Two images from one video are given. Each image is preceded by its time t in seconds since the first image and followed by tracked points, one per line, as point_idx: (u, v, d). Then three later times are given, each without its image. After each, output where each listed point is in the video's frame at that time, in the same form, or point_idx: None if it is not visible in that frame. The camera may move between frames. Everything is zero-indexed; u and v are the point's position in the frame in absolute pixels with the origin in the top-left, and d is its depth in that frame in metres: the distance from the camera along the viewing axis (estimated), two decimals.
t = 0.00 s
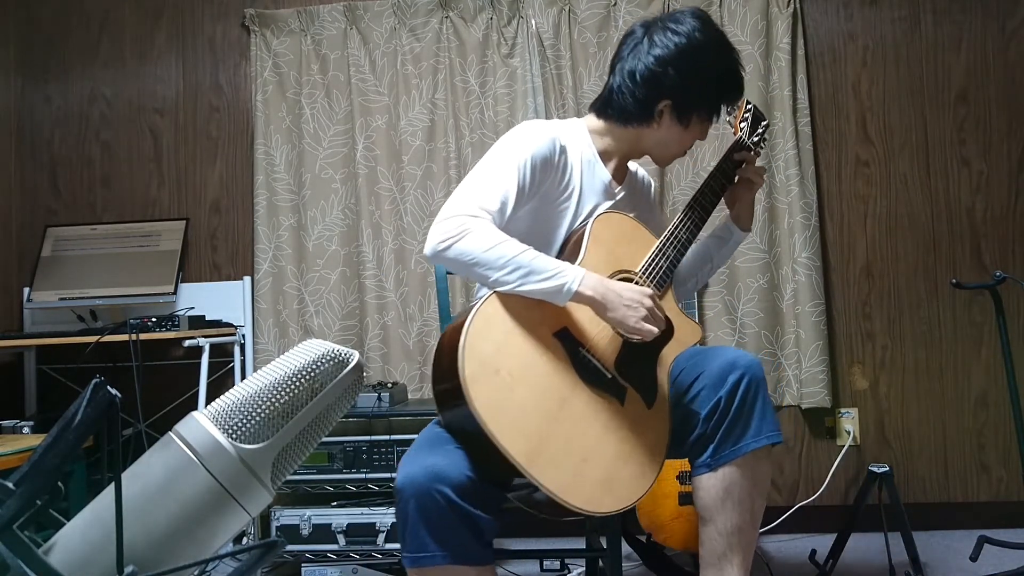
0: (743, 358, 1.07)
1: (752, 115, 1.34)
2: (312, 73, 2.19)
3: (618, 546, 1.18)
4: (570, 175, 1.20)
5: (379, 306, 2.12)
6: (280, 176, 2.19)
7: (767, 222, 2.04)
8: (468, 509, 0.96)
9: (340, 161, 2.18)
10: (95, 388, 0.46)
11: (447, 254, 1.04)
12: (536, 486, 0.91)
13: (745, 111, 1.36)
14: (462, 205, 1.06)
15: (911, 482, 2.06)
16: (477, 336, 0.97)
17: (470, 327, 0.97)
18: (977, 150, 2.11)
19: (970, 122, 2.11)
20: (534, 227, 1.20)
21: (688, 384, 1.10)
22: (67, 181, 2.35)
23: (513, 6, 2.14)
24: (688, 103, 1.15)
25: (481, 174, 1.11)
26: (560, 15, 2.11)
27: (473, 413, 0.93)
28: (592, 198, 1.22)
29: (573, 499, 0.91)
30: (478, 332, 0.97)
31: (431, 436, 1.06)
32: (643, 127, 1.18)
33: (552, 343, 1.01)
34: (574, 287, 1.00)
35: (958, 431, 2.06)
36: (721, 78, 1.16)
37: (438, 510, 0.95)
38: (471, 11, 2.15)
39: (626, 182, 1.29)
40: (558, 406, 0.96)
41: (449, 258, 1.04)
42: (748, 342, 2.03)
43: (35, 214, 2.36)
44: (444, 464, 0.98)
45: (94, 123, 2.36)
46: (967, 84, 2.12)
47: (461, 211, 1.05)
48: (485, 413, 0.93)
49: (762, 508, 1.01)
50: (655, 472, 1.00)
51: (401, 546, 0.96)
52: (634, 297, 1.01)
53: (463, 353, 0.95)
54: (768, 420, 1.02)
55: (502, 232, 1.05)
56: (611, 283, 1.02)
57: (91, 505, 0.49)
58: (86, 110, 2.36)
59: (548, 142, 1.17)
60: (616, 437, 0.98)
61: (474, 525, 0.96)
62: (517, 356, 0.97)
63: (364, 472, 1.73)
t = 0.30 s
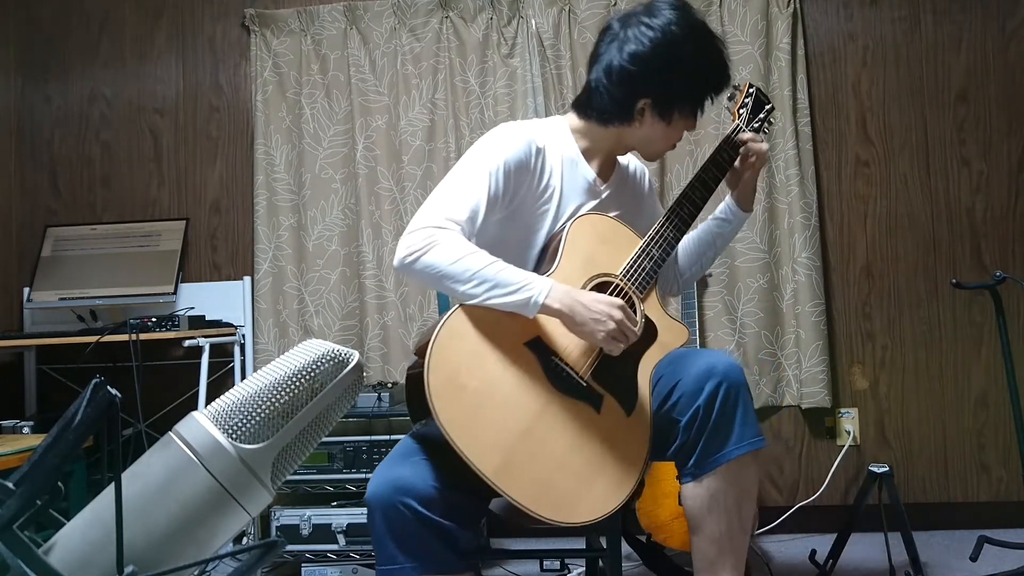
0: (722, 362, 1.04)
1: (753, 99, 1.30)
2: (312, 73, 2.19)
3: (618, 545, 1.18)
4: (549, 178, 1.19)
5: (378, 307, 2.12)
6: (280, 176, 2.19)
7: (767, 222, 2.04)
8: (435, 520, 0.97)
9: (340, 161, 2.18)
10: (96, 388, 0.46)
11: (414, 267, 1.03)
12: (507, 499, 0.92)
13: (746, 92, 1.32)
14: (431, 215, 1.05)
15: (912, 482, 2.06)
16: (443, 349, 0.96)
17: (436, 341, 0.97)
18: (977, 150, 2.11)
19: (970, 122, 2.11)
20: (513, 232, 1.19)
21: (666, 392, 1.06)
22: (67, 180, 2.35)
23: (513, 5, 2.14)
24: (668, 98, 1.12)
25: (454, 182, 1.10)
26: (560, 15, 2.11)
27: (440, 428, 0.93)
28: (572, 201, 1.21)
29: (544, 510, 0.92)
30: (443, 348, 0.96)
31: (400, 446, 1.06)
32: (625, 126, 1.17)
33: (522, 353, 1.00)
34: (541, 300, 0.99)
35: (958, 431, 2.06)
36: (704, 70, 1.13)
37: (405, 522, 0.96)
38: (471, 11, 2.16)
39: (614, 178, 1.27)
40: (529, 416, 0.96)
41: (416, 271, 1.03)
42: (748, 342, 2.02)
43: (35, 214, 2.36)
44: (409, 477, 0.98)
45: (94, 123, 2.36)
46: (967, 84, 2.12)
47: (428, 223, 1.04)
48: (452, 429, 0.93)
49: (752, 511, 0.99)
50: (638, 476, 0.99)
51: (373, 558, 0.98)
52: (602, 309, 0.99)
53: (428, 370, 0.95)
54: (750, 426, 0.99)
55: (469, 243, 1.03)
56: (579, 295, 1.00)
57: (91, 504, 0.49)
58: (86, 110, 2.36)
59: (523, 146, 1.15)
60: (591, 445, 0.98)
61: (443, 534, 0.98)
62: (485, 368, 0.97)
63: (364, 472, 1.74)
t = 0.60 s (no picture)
0: (710, 366, 1.01)
1: (753, 86, 1.30)
2: (312, 73, 2.20)
3: (618, 546, 1.18)
4: (534, 180, 1.19)
5: (378, 306, 2.11)
6: (280, 176, 2.19)
7: (767, 222, 2.04)
8: (420, 528, 0.97)
9: (340, 161, 2.18)
10: (96, 388, 0.46)
11: (398, 275, 1.03)
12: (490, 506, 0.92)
13: (747, 78, 1.31)
14: (412, 223, 1.05)
15: (912, 483, 2.06)
16: (426, 355, 0.97)
17: (418, 349, 0.97)
18: (977, 150, 2.11)
19: (970, 122, 2.11)
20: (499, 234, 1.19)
21: (655, 397, 1.04)
22: (67, 181, 2.35)
23: (513, 5, 2.14)
24: (647, 89, 1.11)
25: (437, 186, 1.10)
26: (560, 15, 2.11)
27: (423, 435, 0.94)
28: (559, 203, 1.20)
29: (528, 517, 0.92)
30: (424, 355, 0.97)
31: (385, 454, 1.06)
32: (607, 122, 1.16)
33: (508, 360, 1.00)
34: (525, 304, 0.99)
35: (958, 431, 2.06)
36: (685, 54, 1.10)
37: (390, 530, 0.96)
38: (471, 11, 2.16)
39: (605, 172, 1.27)
40: (513, 422, 0.96)
41: (401, 279, 1.03)
42: (748, 342, 2.02)
43: (35, 213, 2.36)
44: (393, 485, 0.98)
45: (95, 123, 2.36)
46: (967, 84, 2.12)
47: (410, 230, 1.04)
48: (433, 437, 0.93)
49: (747, 513, 0.98)
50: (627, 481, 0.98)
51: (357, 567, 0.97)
52: (589, 311, 0.98)
53: (410, 378, 0.95)
54: (741, 429, 0.97)
55: (453, 249, 1.03)
56: (565, 297, 0.99)
57: (91, 505, 0.49)
58: (86, 110, 2.36)
59: (507, 148, 1.15)
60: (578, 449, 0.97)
61: (427, 542, 0.98)
62: (468, 374, 0.97)
63: (364, 472, 1.74)
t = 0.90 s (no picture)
0: (699, 369, 1.00)
1: (753, 83, 1.29)
2: (312, 73, 2.20)
3: (618, 545, 1.18)
4: (522, 184, 1.19)
5: (378, 306, 2.11)
6: (280, 176, 2.19)
7: (767, 222, 2.04)
8: (408, 530, 0.97)
9: (340, 161, 2.17)
10: (96, 388, 0.46)
11: (378, 281, 1.03)
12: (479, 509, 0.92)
13: (749, 75, 1.31)
14: (392, 230, 1.05)
15: (912, 483, 2.06)
16: (412, 359, 0.97)
17: (403, 354, 0.97)
18: (977, 150, 2.11)
19: (970, 122, 2.11)
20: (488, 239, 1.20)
21: (646, 400, 1.04)
22: (68, 180, 2.35)
23: (513, 5, 2.14)
24: (641, 102, 1.11)
25: (420, 192, 1.10)
26: (560, 15, 2.11)
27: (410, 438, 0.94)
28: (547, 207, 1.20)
29: (517, 519, 0.92)
30: (409, 360, 0.97)
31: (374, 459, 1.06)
32: (598, 129, 1.16)
33: (496, 362, 1.00)
34: (505, 302, 0.99)
35: (958, 431, 2.06)
36: (682, 66, 1.10)
37: (378, 533, 0.96)
38: (471, 11, 2.16)
39: (597, 174, 1.27)
40: (502, 425, 0.96)
41: (381, 285, 1.03)
42: (748, 342, 2.02)
43: (35, 213, 2.36)
44: (380, 488, 0.98)
45: (95, 123, 2.36)
46: (966, 84, 2.12)
47: (390, 235, 1.04)
48: (420, 440, 0.93)
49: (745, 514, 0.98)
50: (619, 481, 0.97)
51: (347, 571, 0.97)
52: (568, 303, 0.99)
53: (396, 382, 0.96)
54: (732, 432, 0.96)
55: (431, 252, 1.03)
56: (545, 293, 1.00)
57: (91, 505, 0.49)
58: (86, 110, 2.36)
59: (493, 153, 1.15)
60: (570, 451, 0.97)
61: (417, 544, 0.98)
62: (456, 378, 0.98)
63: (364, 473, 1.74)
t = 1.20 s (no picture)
0: (698, 369, 1.00)
1: (751, 83, 1.29)
2: (312, 73, 2.20)
3: (618, 546, 1.18)
4: (519, 186, 1.19)
5: (378, 306, 2.11)
6: (280, 176, 2.19)
7: (767, 222, 2.04)
8: (406, 530, 0.97)
9: (340, 161, 2.17)
10: (96, 388, 0.46)
11: (374, 281, 1.03)
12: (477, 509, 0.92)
13: (745, 76, 1.31)
14: (390, 230, 1.05)
15: (912, 483, 2.06)
16: (409, 361, 0.98)
17: (401, 354, 0.98)
18: (977, 150, 2.11)
19: (970, 122, 2.11)
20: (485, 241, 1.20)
21: (645, 400, 1.04)
22: (68, 180, 2.35)
23: (514, 5, 2.14)
24: (636, 94, 1.10)
25: (418, 192, 1.10)
26: (560, 15, 2.11)
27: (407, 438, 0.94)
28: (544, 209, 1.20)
29: (515, 518, 0.91)
30: (407, 360, 0.98)
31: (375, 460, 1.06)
32: (593, 125, 1.16)
33: (493, 362, 1.01)
34: (497, 310, 0.99)
35: (958, 431, 2.06)
36: (673, 61, 1.10)
37: (376, 533, 0.96)
38: (471, 11, 2.16)
39: (596, 174, 1.27)
40: (500, 425, 0.96)
41: (377, 285, 1.03)
42: (748, 342, 2.02)
43: (34, 213, 2.36)
44: (379, 488, 0.99)
45: (95, 123, 2.36)
46: (966, 84, 2.12)
47: (387, 236, 1.04)
48: (418, 440, 0.93)
49: (744, 514, 0.98)
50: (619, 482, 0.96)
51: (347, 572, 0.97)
52: (560, 311, 0.98)
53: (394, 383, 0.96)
54: (731, 432, 0.96)
55: (427, 254, 1.03)
56: (537, 299, 1.00)
57: (91, 506, 0.49)
58: (86, 110, 2.36)
59: (491, 154, 1.15)
60: (569, 450, 0.96)
61: (416, 544, 0.98)
62: (454, 379, 0.98)
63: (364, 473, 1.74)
